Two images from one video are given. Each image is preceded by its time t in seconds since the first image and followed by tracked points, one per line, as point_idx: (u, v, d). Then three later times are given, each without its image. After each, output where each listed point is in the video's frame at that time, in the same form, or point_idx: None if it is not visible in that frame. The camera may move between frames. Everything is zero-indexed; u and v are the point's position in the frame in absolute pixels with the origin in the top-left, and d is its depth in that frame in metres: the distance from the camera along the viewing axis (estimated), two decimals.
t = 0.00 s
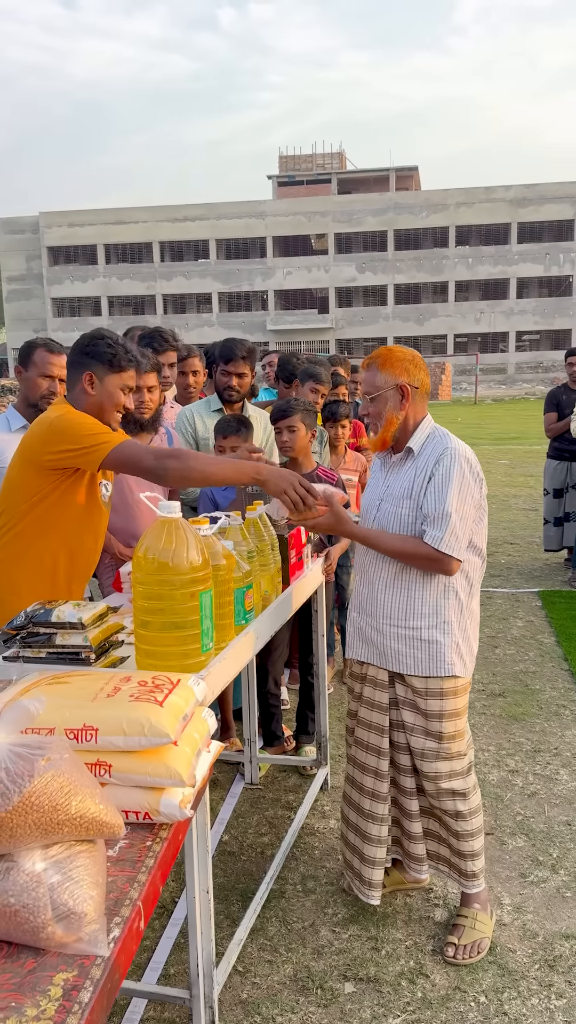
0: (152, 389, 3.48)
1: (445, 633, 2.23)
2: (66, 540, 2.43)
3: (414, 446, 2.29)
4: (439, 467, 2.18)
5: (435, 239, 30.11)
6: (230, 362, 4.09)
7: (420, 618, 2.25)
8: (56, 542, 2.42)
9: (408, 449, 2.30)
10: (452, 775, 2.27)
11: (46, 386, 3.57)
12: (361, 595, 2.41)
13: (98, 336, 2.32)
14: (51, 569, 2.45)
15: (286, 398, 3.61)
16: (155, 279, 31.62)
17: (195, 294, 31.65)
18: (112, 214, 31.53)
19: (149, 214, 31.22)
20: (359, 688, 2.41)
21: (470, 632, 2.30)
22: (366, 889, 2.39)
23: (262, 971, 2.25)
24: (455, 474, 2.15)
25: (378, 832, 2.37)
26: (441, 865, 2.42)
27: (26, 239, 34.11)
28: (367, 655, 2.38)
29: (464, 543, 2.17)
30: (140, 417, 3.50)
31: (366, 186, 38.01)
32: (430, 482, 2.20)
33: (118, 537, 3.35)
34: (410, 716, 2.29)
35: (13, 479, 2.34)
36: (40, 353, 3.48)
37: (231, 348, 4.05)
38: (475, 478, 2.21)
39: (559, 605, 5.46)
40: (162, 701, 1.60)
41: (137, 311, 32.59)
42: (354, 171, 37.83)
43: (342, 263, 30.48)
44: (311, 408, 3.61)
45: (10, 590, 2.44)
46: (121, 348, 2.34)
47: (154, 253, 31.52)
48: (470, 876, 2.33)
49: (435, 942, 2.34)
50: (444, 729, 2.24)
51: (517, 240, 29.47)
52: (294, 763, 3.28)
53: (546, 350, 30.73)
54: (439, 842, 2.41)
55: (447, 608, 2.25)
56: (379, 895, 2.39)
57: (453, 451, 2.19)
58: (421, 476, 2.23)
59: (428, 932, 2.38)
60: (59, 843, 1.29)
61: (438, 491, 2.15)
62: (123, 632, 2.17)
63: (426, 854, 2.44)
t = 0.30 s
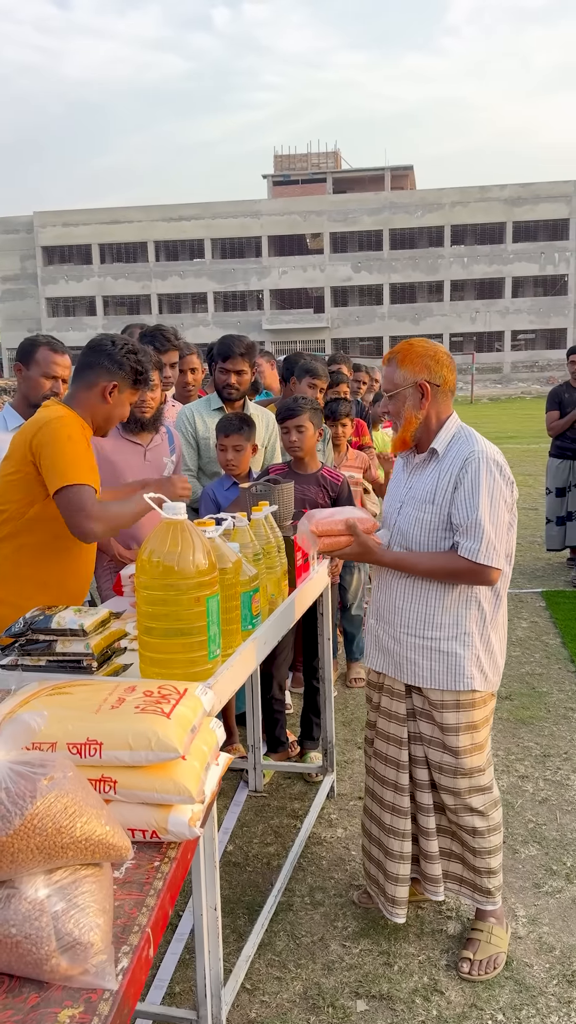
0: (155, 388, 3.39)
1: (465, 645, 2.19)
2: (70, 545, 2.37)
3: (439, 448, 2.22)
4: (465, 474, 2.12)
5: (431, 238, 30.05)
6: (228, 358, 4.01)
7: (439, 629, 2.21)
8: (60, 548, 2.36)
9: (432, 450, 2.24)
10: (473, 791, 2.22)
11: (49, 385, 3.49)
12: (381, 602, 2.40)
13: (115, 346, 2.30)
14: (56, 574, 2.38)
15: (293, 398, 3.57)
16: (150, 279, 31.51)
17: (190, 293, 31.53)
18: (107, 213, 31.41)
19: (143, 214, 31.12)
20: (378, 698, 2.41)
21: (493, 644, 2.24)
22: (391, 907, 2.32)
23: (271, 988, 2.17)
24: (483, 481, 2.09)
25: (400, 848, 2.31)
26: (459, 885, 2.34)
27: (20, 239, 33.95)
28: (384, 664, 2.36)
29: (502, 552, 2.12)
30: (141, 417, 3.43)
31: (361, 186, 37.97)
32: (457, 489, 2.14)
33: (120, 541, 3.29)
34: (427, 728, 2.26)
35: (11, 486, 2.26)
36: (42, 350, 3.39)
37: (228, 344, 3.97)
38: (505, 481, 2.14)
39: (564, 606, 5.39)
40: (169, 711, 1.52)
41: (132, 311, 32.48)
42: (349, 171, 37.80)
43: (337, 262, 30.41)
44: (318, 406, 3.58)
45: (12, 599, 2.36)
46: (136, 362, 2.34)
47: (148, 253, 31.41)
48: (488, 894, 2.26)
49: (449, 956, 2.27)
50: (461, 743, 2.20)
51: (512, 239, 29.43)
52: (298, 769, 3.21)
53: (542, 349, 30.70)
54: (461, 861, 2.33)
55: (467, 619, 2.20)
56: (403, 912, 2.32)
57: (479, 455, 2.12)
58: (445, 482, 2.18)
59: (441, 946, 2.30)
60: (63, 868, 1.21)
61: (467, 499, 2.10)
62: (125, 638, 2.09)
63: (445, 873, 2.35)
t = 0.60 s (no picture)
0: (153, 389, 3.35)
1: (471, 651, 2.15)
2: (70, 544, 2.31)
3: (452, 448, 2.19)
4: (480, 477, 2.08)
5: (426, 238, 30.04)
6: (224, 357, 3.97)
7: (445, 635, 2.17)
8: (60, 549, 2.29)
9: (444, 451, 2.21)
10: (480, 800, 2.18)
11: (50, 386, 3.45)
12: (385, 605, 2.36)
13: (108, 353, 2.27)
14: (55, 576, 2.32)
15: (292, 398, 3.53)
16: (146, 278, 31.44)
17: (185, 293, 31.47)
18: (102, 213, 31.32)
19: (138, 213, 31.04)
20: (384, 704, 2.37)
21: (502, 650, 2.20)
22: (400, 921, 2.28)
23: (274, 998, 2.13)
24: (499, 484, 2.05)
25: (410, 860, 2.27)
26: (464, 895, 2.31)
27: (15, 239, 33.85)
28: (388, 667, 2.33)
29: (518, 557, 2.08)
30: (140, 418, 3.39)
31: (357, 185, 37.96)
32: (470, 492, 2.10)
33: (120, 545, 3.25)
34: (434, 734, 2.23)
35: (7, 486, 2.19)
36: (43, 350, 3.36)
37: (224, 342, 3.93)
38: (521, 484, 2.11)
39: (564, 606, 5.36)
40: (172, 718, 1.48)
41: (128, 310, 32.40)
42: (344, 171, 37.79)
43: (333, 261, 30.38)
44: (318, 406, 3.54)
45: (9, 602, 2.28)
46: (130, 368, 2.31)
47: (144, 252, 31.35)
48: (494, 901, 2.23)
49: (455, 964, 2.23)
50: (467, 751, 2.16)
51: (508, 238, 29.43)
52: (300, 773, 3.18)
53: (538, 348, 30.70)
54: (466, 871, 2.29)
55: (474, 625, 2.16)
56: (415, 927, 2.28)
57: (494, 459, 2.09)
58: (457, 484, 2.14)
59: (447, 954, 2.27)
60: (65, 883, 1.17)
61: (482, 503, 2.07)
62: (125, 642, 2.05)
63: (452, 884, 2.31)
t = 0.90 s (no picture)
0: (154, 386, 3.35)
1: (476, 649, 2.13)
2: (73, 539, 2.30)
3: (458, 445, 2.17)
4: (486, 473, 2.06)
5: (425, 237, 30.02)
6: (224, 354, 3.95)
7: (449, 631, 2.16)
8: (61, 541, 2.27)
9: (450, 447, 2.19)
10: (485, 799, 2.16)
11: (52, 383, 3.43)
12: (389, 602, 2.34)
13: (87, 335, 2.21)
14: (57, 568, 2.29)
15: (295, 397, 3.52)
16: (144, 278, 31.40)
17: (184, 293, 31.44)
18: (100, 212, 31.28)
19: (137, 212, 31.00)
20: (386, 701, 2.35)
21: (507, 647, 2.18)
22: (396, 918, 2.26)
23: (280, 999, 2.11)
24: (505, 480, 2.04)
25: (407, 858, 2.25)
26: (469, 895, 2.29)
27: (13, 239, 33.82)
28: (391, 664, 2.32)
29: (525, 553, 2.07)
30: (142, 416, 3.38)
31: (356, 185, 37.95)
32: (476, 488, 2.09)
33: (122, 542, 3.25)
34: (438, 732, 2.21)
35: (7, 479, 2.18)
36: (47, 347, 3.34)
37: (224, 340, 3.92)
38: (527, 480, 2.09)
39: (567, 605, 5.34)
40: (179, 716, 1.46)
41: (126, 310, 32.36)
42: (342, 170, 37.78)
43: (331, 261, 30.37)
44: (320, 405, 3.52)
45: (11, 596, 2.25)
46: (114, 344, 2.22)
47: (142, 251, 31.32)
48: (500, 901, 2.22)
49: (462, 964, 2.22)
50: (472, 749, 2.14)
51: (506, 238, 29.41)
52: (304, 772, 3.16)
53: (536, 347, 30.69)
54: (472, 870, 2.28)
55: (479, 622, 2.14)
56: (409, 924, 2.26)
57: (501, 454, 2.07)
58: (463, 480, 2.12)
59: (454, 954, 2.25)
60: (73, 883, 1.15)
61: (488, 499, 2.05)
62: (130, 639, 2.03)
63: (454, 882, 2.29)
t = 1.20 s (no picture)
0: (157, 382, 3.33)
1: (481, 648, 2.12)
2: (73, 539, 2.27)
3: (459, 443, 2.16)
4: (484, 471, 2.05)
5: (428, 236, 29.99)
6: (227, 354, 3.97)
7: (457, 631, 2.14)
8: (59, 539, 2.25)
9: (453, 445, 2.18)
10: (492, 798, 2.15)
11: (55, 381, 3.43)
12: (394, 602, 2.33)
13: (82, 323, 2.17)
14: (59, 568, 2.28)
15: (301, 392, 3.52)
16: (147, 276, 31.38)
17: (186, 292, 31.44)
18: (103, 211, 31.27)
19: (139, 211, 30.98)
20: (393, 700, 2.34)
21: (512, 646, 2.17)
22: (404, 914, 2.26)
23: (285, 1000, 2.10)
24: (502, 478, 2.02)
25: (416, 855, 2.24)
26: (475, 893, 2.28)
27: (15, 238, 33.83)
28: (397, 663, 2.31)
29: (515, 551, 2.06)
30: (145, 414, 3.36)
31: (358, 184, 37.92)
32: (475, 486, 2.08)
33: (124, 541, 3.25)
34: (445, 731, 2.20)
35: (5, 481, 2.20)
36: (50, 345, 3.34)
37: (227, 339, 3.94)
38: (526, 480, 2.07)
39: (571, 605, 5.33)
40: (184, 716, 1.46)
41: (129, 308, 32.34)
42: (344, 169, 37.73)
43: (334, 259, 30.36)
44: (327, 404, 3.52)
45: (15, 599, 2.26)
46: (108, 332, 2.17)
47: (145, 250, 31.30)
48: (506, 902, 2.20)
49: (467, 965, 2.21)
50: (478, 748, 2.13)
51: (509, 237, 29.37)
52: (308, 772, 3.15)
53: (539, 347, 30.65)
54: (479, 869, 2.27)
55: (485, 621, 2.13)
56: (420, 922, 2.26)
57: (500, 453, 2.05)
58: (463, 478, 2.11)
59: (459, 955, 2.24)
60: (80, 884, 1.15)
61: (484, 496, 2.04)
62: (135, 638, 2.02)
63: (461, 880, 2.29)
